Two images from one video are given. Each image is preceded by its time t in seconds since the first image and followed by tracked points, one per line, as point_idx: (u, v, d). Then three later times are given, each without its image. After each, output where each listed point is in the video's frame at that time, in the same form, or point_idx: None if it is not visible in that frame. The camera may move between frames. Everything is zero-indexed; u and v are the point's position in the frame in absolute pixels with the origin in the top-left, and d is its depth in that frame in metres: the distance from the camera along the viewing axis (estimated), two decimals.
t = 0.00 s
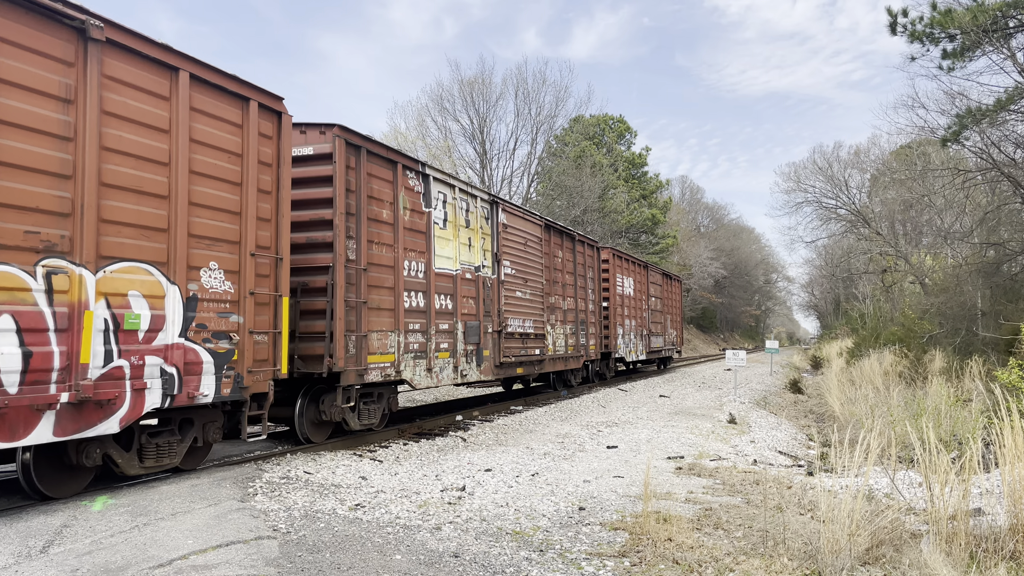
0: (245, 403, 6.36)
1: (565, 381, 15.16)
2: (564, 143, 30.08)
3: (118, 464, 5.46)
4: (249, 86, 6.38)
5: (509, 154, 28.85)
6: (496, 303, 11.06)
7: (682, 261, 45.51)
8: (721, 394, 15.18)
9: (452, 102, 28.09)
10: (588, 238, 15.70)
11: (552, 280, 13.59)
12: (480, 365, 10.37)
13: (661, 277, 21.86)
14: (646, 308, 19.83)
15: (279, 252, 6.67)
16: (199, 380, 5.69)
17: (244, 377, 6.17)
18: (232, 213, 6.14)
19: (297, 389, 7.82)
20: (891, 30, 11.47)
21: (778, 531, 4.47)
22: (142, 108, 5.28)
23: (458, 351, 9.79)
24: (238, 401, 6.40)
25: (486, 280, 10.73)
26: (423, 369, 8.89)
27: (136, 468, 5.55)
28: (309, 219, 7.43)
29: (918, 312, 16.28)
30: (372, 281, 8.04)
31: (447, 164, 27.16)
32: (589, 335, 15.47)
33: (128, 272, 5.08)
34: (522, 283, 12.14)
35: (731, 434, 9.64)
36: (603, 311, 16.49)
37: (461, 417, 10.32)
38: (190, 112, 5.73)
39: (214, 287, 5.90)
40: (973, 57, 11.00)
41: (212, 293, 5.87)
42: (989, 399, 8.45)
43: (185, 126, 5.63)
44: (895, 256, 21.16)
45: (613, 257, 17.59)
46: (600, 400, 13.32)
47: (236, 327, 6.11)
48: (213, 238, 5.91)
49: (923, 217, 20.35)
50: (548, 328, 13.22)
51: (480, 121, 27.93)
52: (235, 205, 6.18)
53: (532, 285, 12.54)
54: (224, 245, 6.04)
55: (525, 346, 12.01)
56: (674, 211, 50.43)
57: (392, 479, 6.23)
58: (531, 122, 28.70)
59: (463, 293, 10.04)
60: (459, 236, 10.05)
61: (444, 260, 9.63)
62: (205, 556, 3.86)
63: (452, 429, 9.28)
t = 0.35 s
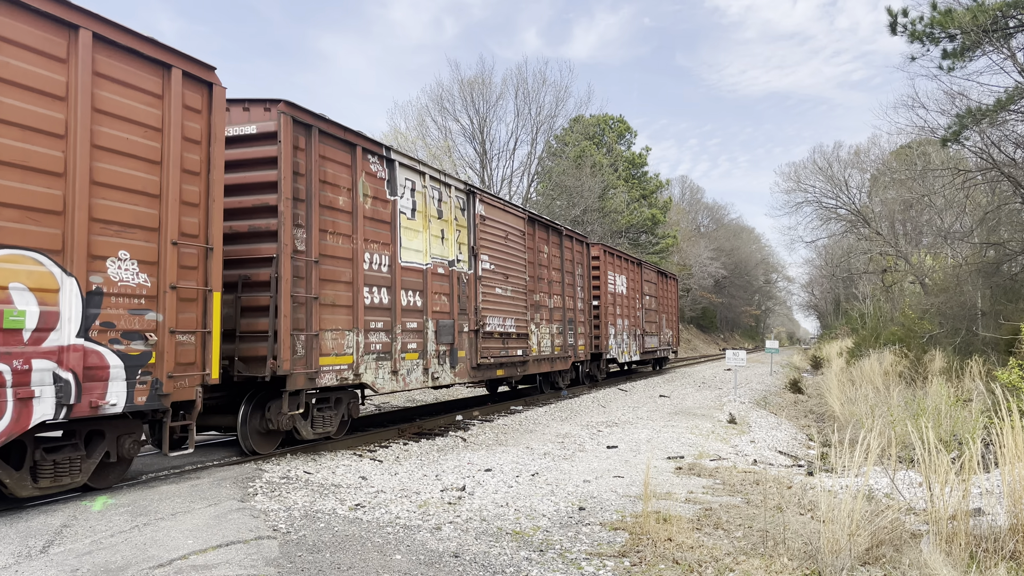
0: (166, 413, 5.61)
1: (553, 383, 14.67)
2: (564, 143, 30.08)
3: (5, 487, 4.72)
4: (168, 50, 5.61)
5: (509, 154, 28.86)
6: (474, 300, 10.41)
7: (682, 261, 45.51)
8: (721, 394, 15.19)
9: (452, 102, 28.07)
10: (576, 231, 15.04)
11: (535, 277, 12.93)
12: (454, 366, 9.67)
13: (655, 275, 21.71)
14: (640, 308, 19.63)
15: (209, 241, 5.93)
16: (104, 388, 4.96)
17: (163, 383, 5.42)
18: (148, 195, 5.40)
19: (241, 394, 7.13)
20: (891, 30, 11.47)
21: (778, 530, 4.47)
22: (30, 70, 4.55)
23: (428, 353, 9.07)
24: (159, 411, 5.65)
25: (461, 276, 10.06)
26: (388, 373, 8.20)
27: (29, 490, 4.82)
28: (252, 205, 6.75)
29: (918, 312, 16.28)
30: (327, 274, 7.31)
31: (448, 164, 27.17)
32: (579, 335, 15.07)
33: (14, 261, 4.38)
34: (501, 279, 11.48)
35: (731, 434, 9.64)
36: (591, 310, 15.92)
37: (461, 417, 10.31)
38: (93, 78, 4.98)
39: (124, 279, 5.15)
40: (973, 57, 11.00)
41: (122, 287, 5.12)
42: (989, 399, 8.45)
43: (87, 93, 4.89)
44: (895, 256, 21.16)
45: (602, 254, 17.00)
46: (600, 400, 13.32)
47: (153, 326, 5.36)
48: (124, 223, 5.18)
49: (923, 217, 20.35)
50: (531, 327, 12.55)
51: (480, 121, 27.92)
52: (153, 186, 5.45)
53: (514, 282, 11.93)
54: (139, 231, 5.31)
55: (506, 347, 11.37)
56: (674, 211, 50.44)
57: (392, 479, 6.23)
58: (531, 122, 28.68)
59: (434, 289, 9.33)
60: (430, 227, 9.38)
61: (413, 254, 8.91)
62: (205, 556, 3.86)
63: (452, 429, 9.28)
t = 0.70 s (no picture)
0: (63, 424, 4.91)
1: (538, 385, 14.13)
2: (564, 143, 30.07)
3: None
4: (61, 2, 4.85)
5: (509, 154, 28.50)
6: (449, 298, 9.77)
7: (682, 261, 45.50)
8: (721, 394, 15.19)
9: (452, 102, 28.05)
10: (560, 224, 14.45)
11: (516, 273, 12.30)
12: (424, 369, 9.04)
13: (650, 273, 21.47)
14: (633, 307, 19.32)
15: (117, 227, 5.26)
16: None
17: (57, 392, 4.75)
18: (38, 171, 4.70)
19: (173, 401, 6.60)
20: (891, 30, 11.46)
21: (778, 530, 4.47)
22: None
23: (395, 355, 8.41)
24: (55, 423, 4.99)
25: (433, 271, 9.40)
26: (346, 377, 7.50)
27: None
28: (180, 187, 6.08)
29: (918, 312, 16.28)
30: (272, 267, 6.60)
31: (448, 164, 27.17)
32: (566, 335, 14.59)
33: None
34: (480, 274, 10.84)
35: (731, 434, 9.63)
36: (576, 308, 15.35)
37: (461, 417, 10.31)
38: None
39: (4, 270, 4.45)
40: (973, 57, 11.00)
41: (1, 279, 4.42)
42: (989, 399, 8.45)
43: None
44: (895, 256, 21.17)
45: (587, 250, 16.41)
46: (600, 400, 13.32)
47: (44, 325, 4.68)
48: (5, 203, 4.48)
49: (923, 217, 20.34)
50: (512, 325, 11.94)
51: (480, 121, 27.91)
52: (45, 161, 4.75)
53: (493, 278, 11.30)
54: (25, 213, 4.61)
55: (485, 347, 10.76)
56: (675, 211, 50.44)
57: (392, 479, 6.23)
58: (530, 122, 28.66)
59: (402, 285, 8.66)
60: (397, 218, 8.70)
61: (377, 246, 8.23)
62: (205, 556, 3.86)
63: (452, 429, 9.27)
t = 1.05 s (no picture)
0: None
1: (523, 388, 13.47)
2: (564, 143, 30.07)
3: None
4: None
5: (509, 154, 28.58)
6: (416, 295, 9.09)
7: (682, 261, 45.49)
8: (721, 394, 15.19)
9: (452, 102, 28.04)
10: (545, 218, 13.78)
11: (496, 269, 11.63)
12: (388, 371, 8.34)
13: (643, 271, 21.06)
14: (625, 305, 18.87)
15: None
16: None
17: None
18: None
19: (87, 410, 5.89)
20: (891, 31, 11.47)
21: (778, 531, 4.47)
22: None
23: (353, 356, 7.73)
24: None
25: (398, 266, 8.70)
26: (294, 382, 6.81)
27: None
28: (90, 166, 5.44)
29: (918, 312, 16.28)
30: (201, 258, 5.90)
31: (448, 164, 27.17)
32: (551, 334, 13.98)
33: None
34: (454, 269, 10.16)
35: (731, 434, 9.63)
36: (562, 307, 14.69)
37: (461, 417, 10.31)
38: None
39: None
40: (973, 57, 11.00)
41: None
42: (989, 399, 8.45)
43: None
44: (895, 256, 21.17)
45: (575, 246, 15.76)
46: (600, 400, 13.32)
47: None
48: None
49: (923, 217, 20.34)
50: (491, 324, 11.27)
51: (480, 122, 27.90)
52: None
53: (469, 274, 10.60)
54: None
55: (459, 348, 10.09)
56: (675, 211, 50.45)
57: (392, 479, 6.23)
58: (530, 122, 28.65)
59: (361, 281, 7.97)
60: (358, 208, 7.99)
61: (334, 237, 7.54)
62: (205, 556, 3.86)
63: (452, 429, 9.28)
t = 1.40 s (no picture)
0: None
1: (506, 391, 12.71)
2: (564, 143, 30.08)
3: None
4: None
5: (509, 154, 28.96)
6: (381, 291, 8.28)
7: (682, 261, 45.47)
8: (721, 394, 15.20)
9: (452, 102, 28.03)
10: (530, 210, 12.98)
11: (473, 264, 10.79)
12: (345, 375, 7.56)
13: (637, 269, 20.43)
14: (618, 304, 18.24)
15: None
16: None
17: None
18: None
19: None
20: (891, 30, 11.46)
21: (778, 530, 4.47)
22: None
23: (304, 359, 6.94)
24: None
25: (357, 259, 7.89)
26: (228, 390, 6.05)
27: None
28: None
29: (918, 312, 16.28)
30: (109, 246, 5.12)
31: (448, 164, 27.17)
32: (538, 334, 13.22)
33: None
34: (425, 263, 9.31)
35: (731, 434, 9.64)
36: (548, 305, 13.87)
37: (461, 417, 10.31)
38: None
39: None
40: (974, 57, 10.99)
41: None
42: (989, 398, 8.45)
43: None
44: (895, 256, 21.18)
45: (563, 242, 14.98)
46: (600, 400, 13.33)
47: None
48: None
49: (924, 217, 20.34)
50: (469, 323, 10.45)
51: (480, 122, 27.90)
52: None
53: (443, 270, 9.77)
54: None
55: (431, 351, 9.27)
56: (675, 211, 50.47)
57: (392, 479, 6.23)
58: (531, 122, 28.65)
59: (313, 275, 7.18)
60: (309, 194, 7.18)
61: (280, 226, 6.75)
62: (205, 556, 3.86)
63: (452, 429, 9.28)
